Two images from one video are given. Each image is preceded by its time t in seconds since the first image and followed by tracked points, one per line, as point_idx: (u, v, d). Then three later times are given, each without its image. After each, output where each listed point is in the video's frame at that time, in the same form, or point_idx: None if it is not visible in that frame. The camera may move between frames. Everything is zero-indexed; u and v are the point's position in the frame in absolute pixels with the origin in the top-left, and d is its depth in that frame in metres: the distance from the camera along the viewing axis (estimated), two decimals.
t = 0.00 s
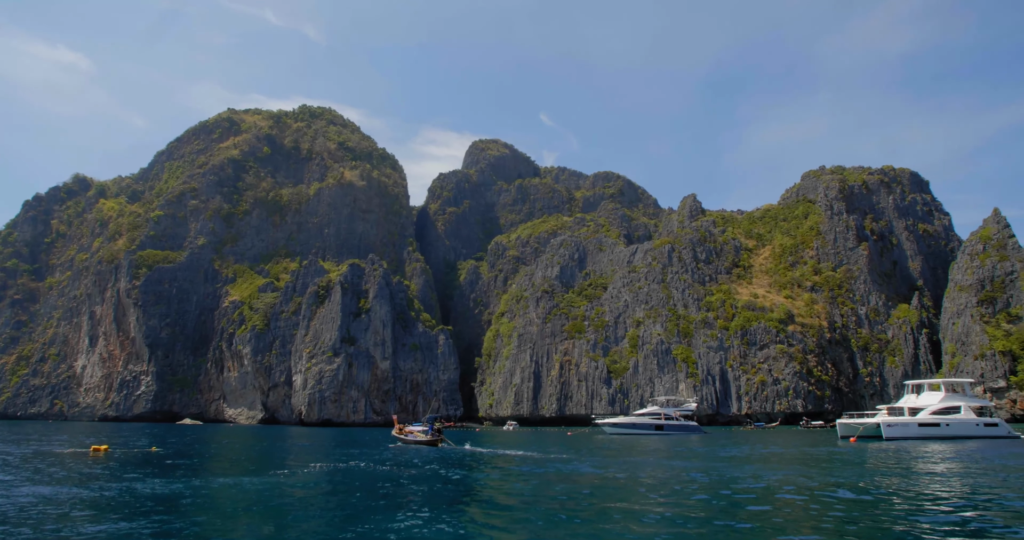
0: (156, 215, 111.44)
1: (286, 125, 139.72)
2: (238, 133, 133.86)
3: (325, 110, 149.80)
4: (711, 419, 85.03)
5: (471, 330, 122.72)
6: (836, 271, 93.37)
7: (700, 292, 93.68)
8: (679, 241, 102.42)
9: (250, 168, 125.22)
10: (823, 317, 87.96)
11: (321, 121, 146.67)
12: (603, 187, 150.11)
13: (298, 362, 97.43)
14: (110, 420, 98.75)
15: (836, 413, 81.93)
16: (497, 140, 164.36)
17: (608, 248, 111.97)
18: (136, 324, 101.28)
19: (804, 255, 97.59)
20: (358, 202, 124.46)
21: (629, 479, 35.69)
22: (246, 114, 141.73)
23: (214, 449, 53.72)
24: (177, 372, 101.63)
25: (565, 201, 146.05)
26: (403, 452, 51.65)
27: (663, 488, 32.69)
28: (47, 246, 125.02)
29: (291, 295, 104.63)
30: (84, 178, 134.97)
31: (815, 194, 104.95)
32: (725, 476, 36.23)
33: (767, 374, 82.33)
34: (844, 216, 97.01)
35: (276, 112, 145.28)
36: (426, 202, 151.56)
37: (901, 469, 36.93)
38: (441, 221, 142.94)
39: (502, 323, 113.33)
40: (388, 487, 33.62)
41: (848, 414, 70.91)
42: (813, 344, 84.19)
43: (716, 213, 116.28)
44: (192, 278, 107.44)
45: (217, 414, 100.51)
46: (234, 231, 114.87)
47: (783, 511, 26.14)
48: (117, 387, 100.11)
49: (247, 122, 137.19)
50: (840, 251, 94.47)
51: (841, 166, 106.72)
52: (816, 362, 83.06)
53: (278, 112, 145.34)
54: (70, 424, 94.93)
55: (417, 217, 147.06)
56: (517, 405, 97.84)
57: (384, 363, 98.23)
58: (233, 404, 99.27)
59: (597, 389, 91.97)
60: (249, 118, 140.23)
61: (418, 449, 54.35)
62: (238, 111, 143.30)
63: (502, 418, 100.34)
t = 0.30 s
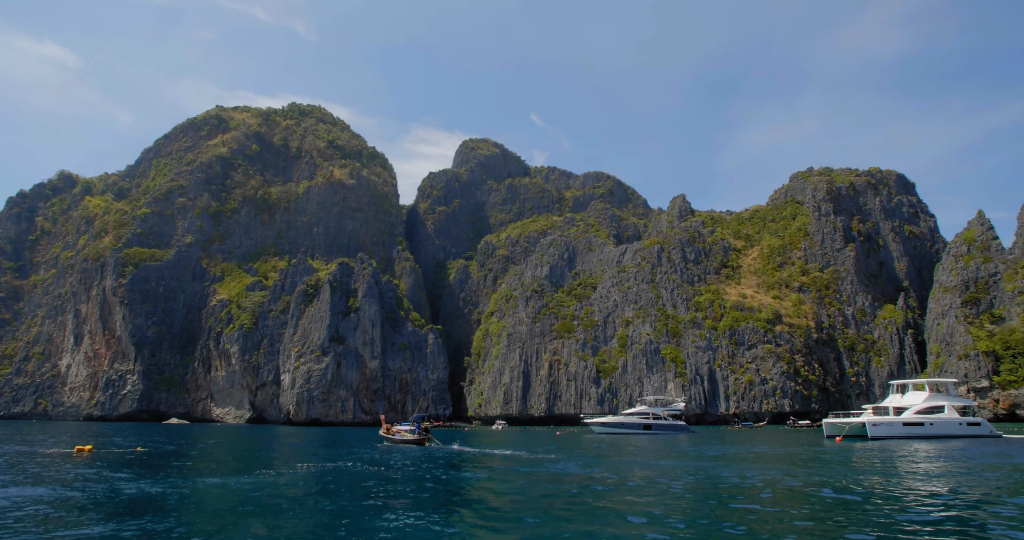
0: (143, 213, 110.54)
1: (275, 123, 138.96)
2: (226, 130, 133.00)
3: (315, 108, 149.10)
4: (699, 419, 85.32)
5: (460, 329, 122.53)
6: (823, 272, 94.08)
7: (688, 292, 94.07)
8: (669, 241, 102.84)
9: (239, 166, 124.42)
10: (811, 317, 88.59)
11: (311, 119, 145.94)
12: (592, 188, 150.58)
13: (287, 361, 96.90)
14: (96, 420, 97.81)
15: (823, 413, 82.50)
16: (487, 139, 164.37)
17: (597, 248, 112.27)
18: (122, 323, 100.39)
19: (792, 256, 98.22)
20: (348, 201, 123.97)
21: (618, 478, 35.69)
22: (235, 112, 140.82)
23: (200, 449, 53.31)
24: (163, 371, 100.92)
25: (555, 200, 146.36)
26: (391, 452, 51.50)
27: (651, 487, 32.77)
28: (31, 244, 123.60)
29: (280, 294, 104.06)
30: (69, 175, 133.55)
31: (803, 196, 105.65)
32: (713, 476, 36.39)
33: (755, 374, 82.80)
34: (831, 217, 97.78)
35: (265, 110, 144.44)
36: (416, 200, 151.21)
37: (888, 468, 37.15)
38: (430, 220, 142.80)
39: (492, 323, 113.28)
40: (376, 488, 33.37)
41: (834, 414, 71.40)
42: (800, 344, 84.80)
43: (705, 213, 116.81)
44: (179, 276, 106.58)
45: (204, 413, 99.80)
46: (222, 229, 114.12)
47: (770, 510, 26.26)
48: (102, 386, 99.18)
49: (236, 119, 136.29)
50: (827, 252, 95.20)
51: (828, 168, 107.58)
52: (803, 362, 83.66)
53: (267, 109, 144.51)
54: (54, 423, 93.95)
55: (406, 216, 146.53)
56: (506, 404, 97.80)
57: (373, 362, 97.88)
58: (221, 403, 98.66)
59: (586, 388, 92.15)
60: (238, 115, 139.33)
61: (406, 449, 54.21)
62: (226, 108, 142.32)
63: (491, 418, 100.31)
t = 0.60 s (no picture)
0: (129, 211, 109.56)
1: (264, 121, 138.12)
2: (214, 128, 132.04)
3: (304, 106, 148.36)
4: (687, 418, 85.61)
5: (449, 329, 122.37)
6: (810, 272, 94.80)
7: (677, 292, 94.44)
8: (658, 241, 103.23)
9: (227, 164, 123.60)
10: (798, 318, 89.23)
11: (300, 117, 145.18)
12: (582, 188, 150.98)
13: (275, 360, 96.40)
14: (80, 419, 96.85)
15: (809, 413, 83.12)
16: (477, 139, 164.37)
17: (587, 248, 112.55)
18: (108, 322, 99.50)
19: (779, 256, 98.88)
20: (337, 200, 123.45)
21: (605, 478, 35.84)
22: (223, 109, 139.87)
23: (186, 449, 52.92)
24: (150, 370, 100.11)
25: (545, 200, 146.61)
26: (378, 451, 51.44)
27: (638, 486, 32.95)
28: (15, 242, 122.16)
29: (268, 293, 103.45)
30: (54, 171, 132.11)
31: (791, 197, 106.36)
32: (699, 475, 36.67)
33: (743, 374, 83.25)
34: (819, 218, 98.55)
35: (254, 107, 143.55)
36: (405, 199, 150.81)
37: (873, 467, 37.44)
38: (420, 219, 142.51)
39: (481, 322, 113.23)
40: (363, 488, 33.18)
41: (821, 414, 71.97)
42: (787, 344, 85.41)
43: (695, 214, 117.32)
44: (166, 275, 105.71)
45: (190, 413, 99.09)
46: (210, 227, 113.38)
47: (754, 509, 26.52)
48: (87, 386, 98.24)
49: (224, 117, 135.38)
50: (814, 253, 95.98)
51: (816, 169, 108.39)
52: (790, 362, 84.28)
53: (256, 107, 143.62)
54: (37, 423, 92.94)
55: (396, 215, 146.03)
56: (494, 404, 97.76)
57: (361, 361, 97.50)
58: (208, 403, 98.01)
59: (575, 388, 92.31)
60: (226, 113, 138.41)
61: (393, 448, 54.14)
62: (214, 105, 141.27)
63: (479, 417, 100.25)
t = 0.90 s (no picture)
0: (115, 208, 108.44)
1: (253, 118, 137.22)
2: (202, 126, 131.15)
3: (293, 104, 147.57)
4: (676, 418, 85.89)
5: (438, 329, 122.17)
6: (798, 273, 95.47)
7: (665, 292, 94.80)
8: (647, 242, 103.55)
9: (215, 162, 122.73)
10: (785, 318, 89.87)
11: (289, 115, 144.41)
12: (572, 188, 151.37)
13: (262, 359, 95.83)
14: (64, 419, 95.81)
15: (796, 412, 83.69)
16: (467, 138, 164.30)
17: (576, 248, 112.80)
18: (93, 321, 98.50)
19: (767, 257, 99.52)
20: (326, 199, 122.86)
21: (593, 478, 35.99)
22: (211, 107, 138.89)
23: (171, 450, 52.53)
24: (135, 369, 99.30)
25: (534, 200, 146.81)
26: (365, 451, 51.33)
27: (625, 486, 33.10)
28: None
29: (256, 292, 102.80)
30: (38, 168, 130.60)
31: (779, 198, 107.04)
32: (686, 474, 36.89)
33: (730, 374, 83.70)
34: (806, 219, 99.31)
35: (242, 105, 142.62)
36: (395, 198, 150.39)
37: (857, 467, 37.81)
38: (409, 219, 142.17)
39: (470, 322, 113.12)
40: (352, 489, 33.14)
41: (808, 414, 72.53)
42: (775, 344, 85.98)
43: (684, 214, 117.79)
44: (152, 273, 104.80)
45: (177, 413, 98.32)
46: (197, 226, 112.55)
47: (740, 508, 26.71)
48: (72, 385, 97.20)
49: (212, 114, 134.44)
50: (802, 254, 96.70)
51: (804, 171, 109.20)
52: (778, 362, 84.86)
53: (244, 105, 142.70)
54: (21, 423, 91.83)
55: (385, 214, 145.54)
56: (483, 404, 97.70)
57: (350, 361, 97.11)
58: (194, 403, 97.27)
59: (564, 388, 92.44)
60: (214, 110, 137.45)
61: (381, 448, 54.02)
62: (202, 103, 140.23)
63: (468, 417, 100.16)
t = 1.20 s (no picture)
0: (101, 206, 107.38)
1: (241, 117, 136.34)
2: (190, 123, 130.26)
3: (282, 103, 146.73)
4: (664, 418, 86.11)
5: (428, 328, 121.93)
6: (786, 274, 96.08)
7: (655, 293, 95.08)
8: (637, 242, 103.76)
9: (203, 160, 121.86)
10: (774, 318, 90.46)
11: (278, 114, 143.59)
12: (562, 188, 151.71)
13: (250, 359, 95.25)
14: (49, 419, 94.79)
15: (784, 412, 84.19)
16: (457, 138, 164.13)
17: (566, 248, 112.95)
18: (78, 320, 97.55)
19: (756, 258, 100.12)
20: (315, 198, 122.27)
21: (582, 477, 36.10)
22: (199, 105, 137.88)
23: (157, 450, 52.10)
24: (122, 369, 98.49)
25: (524, 200, 146.94)
26: (353, 451, 51.20)
27: (613, 484, 33.27)
28: None
29: (244, 291, 102.19)
30: (23, 165, 129.11)
31: (768, 199, 107.64)
32: (674, 474, 37.05)
33: (719, 374, 84.09)
34: (794, 220, 100.02)
35: (231, 103, 141.68)
36: (384, 198, 149.93)
37: (844, 466, 38.08)
38: (399, 218, 141.78)
39: (460, 321, 112.96)
40: (341, 489, 33.10)
41: (795, 414, 73.01)
42: (763, 344, 86.50)
43: (673, 214, 118.19)
44: (139, 272, 103.93)
45: (164, 413, 97.61)
46: (185, 224, 111.69)
47: (730, 507, 26.96)
48: (57, 385, 96.19)
49: (200, 112, 133.48)
50: (790, 254, 97.34)
51: (792, 172, 109.89)
52: (766, 362, 85.42)
53: (233, 103, 141.76)
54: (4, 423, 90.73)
55: (375, 213, 145.00)
56: (473, 404, 97.59)
57: (339, 360, 96.71)
58: (181, 403, 96.57)
59: (553, 388, 92.50)
60: (202, 108, 136.46)
61: (368, 449, 53.86)
62: (190, 100, 139.17)
63: (458, 416, 100.05)
